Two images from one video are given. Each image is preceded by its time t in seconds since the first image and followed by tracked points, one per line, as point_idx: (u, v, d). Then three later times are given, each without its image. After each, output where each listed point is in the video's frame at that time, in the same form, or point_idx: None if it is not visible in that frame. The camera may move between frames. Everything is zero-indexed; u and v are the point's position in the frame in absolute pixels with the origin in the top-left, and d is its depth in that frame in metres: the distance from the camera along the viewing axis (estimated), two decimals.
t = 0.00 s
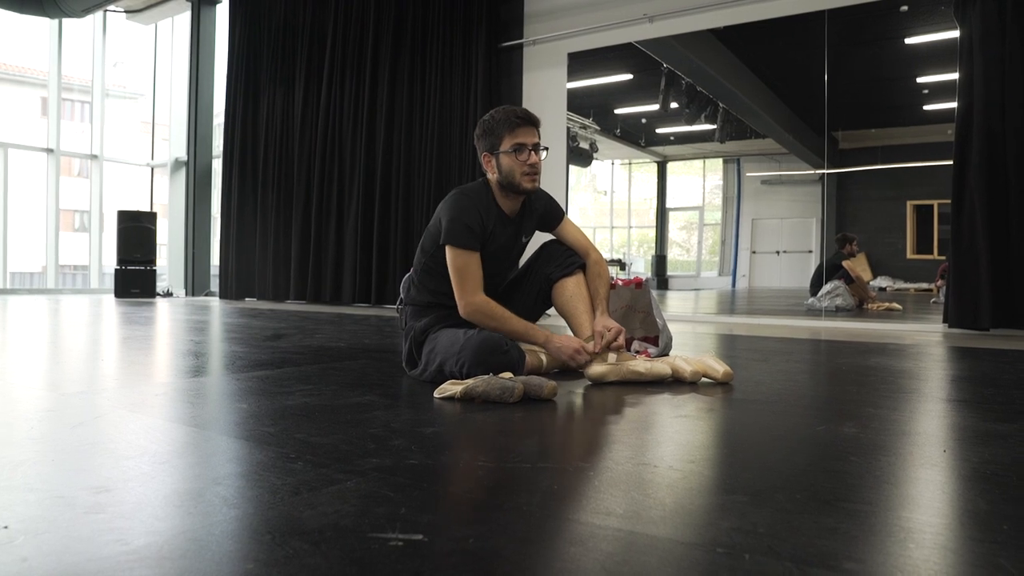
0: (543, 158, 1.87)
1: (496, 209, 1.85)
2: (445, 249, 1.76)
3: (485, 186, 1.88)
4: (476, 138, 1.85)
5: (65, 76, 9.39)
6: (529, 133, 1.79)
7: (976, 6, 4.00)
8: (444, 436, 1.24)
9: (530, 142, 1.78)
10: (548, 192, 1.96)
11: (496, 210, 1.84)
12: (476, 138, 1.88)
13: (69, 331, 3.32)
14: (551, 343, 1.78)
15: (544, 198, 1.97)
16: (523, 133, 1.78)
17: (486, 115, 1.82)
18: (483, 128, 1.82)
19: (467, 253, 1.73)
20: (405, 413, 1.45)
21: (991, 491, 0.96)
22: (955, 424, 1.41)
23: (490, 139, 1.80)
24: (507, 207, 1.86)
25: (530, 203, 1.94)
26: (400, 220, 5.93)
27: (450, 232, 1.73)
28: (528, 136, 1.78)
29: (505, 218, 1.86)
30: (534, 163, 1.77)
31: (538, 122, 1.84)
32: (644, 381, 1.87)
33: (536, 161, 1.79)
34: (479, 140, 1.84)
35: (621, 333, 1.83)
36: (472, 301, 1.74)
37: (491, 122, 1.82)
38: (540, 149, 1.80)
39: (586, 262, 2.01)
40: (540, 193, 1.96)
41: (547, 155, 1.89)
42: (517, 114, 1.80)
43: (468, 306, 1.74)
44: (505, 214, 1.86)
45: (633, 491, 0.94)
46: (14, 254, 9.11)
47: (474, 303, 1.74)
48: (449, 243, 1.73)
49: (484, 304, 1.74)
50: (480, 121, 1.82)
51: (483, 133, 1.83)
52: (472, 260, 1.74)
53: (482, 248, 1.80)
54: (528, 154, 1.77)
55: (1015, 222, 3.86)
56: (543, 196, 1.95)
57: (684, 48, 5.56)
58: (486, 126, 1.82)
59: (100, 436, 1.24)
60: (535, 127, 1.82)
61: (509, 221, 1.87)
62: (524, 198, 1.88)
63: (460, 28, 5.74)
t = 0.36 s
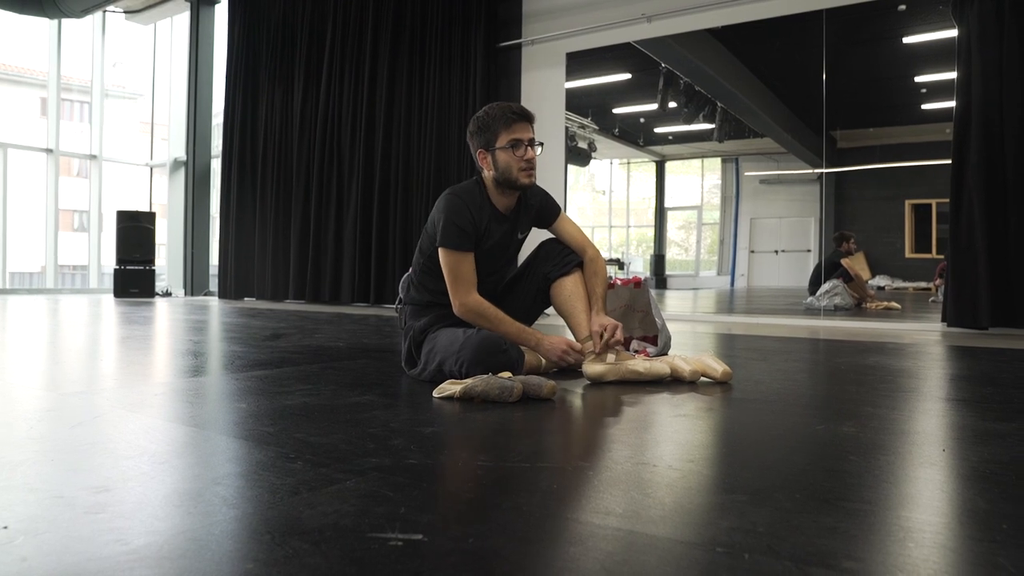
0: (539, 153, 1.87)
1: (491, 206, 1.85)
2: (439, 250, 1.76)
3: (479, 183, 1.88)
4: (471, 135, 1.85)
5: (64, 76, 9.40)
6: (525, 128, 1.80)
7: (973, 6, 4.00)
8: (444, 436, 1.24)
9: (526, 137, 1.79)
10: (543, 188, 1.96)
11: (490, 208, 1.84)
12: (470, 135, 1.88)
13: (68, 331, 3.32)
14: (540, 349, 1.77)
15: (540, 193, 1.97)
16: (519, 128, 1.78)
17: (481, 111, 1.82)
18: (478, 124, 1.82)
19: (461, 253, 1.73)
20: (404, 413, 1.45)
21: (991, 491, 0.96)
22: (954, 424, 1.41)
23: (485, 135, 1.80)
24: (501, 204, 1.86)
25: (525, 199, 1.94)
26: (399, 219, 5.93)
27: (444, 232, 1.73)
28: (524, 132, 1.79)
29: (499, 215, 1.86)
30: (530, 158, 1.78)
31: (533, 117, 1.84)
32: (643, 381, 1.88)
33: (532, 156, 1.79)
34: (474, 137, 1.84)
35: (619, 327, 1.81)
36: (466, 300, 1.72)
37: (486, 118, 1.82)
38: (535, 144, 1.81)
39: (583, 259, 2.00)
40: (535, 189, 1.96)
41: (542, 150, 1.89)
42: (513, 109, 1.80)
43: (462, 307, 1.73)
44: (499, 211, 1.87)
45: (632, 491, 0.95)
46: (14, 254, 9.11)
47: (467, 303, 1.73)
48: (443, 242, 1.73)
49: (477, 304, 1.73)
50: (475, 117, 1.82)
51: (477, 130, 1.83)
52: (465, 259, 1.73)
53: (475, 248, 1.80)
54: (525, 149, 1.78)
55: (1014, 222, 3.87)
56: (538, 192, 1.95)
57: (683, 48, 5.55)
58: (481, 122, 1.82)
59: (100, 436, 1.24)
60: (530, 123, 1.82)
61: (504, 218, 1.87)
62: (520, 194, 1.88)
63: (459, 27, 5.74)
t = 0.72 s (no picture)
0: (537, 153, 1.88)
1: (486, 206, 1.85)
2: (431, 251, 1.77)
3: (475, 183, 1.88)
4: (467, 134, 1.85)
5: (63, 76, 9.37)
6: (522, 127, 1.80)
7: (974, 5, 4.00)
8: (443, 436, 1.24)
9: (524, 136, 1.80)
10: (540, 188, 1.97)
11: (484, 209, 1.84)
12: (467, 134, 1.88)
13: (67, 331, 3.32)
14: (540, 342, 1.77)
15: (537, 193, 1.98)
16: (517, 127, 1.79)
17: (479, 110, 1.82)
18: (475, 123, 1.82)
19: (453, 254, 1.74)
20: (404, 412, 1.45)
21: (992, 490, 0.96)
22: (954, 423, 1.41)
23: (482, 135, 1.81)
24: (496, 205, 1.86)
25: (521, 199, 1.94)
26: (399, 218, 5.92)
27: (436, 234, 1.73)
28: (522, 131, 1.80)
29: (494, 216, 1.87)
30: (528, 157, 1.78)
31: (531, 117, 1.85)
32: (642, 381, 1.87)
33: (529, 156, 1.80)
34: (471, 136, 1.84)
35: (610, 324, 1.79)
36: (458, 301, 1.74)
37: (484, 117, 1.82)
38: (533, 144, 1.82)
39: (582, 257, 1.99)
40: (532, 188, 1.97)
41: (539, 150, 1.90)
42: (512, 109, 1.80)
43: (455, 307, 1.74)
44: (494, 211, 1.87)
45: (632, 490, 0.95)
46: (13, 254, 9.10)
47: (460, 302, 1.74)
48: (435, 243, 1.73)
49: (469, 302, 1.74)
50: (472, 116, 1.82)
51: (474, 128, 1.83)
52: (457, 260, 1.74)
53: (468, 249, 1.81)
54: (523, 148, 1.79)
55: (1013, 221, 3.87)
56: (534, 192, 1.95)
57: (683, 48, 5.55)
58: (478, 121, 1.82)
59: (100, 435, 1.24)
60: (528, 123, 1.82)
61: (499, 219, 1.87)
62: (516, 194, 1.88)
63: (457, 26, 5.74)
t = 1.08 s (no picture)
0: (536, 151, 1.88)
1: (486, 207, 1.85)
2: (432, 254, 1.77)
3: (474, 184, 1.88)
4: (466, 134, 1.85)
5: (63, 77, 9.37)
6: (522, 126, 1.81)
7: (973, 5, 3.99)
8: (443, 435, 1.25)
9: (524, 134, 1.80)
10: (540, 187, 1.97)
11: (485, 209, 1.84)
12: (466, 134, 1.88)
13: (67, 331, 3.33)
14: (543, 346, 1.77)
15: (537, 193, 1.98)
16: (517, 125, 1.80)
17: (478, 109, 1.83)
18: (474, 123, 1.83)
19: (455, 256, 1.73)
20: (404, 412, 1.46)
21: (993, 488, 0.96)
22: (954, 421, 1.41)
23: (482, 134, 1.81)
24: (496, 205, 1.86)
25: (521, 199, 1.94)
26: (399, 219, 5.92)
27: (437, 236, 1.73)
28: (522, 129, 1.80)
29: (494, 216, 1.87)
30: (529, 155, 1.78)
31: (530, 116, 1.85)
32: (643, 380, 1.87)
33: (530, 154, 1.80)
34: (470, 135, 1.84)
35: (614, 324, 1.79)
36: (462, 303, 1.74)
37: (484, 116, 1.83)
38: (533, 142, 1.82)
39: (582, 257, 1.99)
40: (531, 188, 1.97)
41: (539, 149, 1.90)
42: (510, 107, 1.81)
43: (459, 308, 1.74)
44: (495, 211, 1.87)
45: (633, 489, 0.95)
46: (14, 255, 9.10)
47: (465, 304, 1.74)
48: (436, 246, 1.73)
49: (475, 304, 1.74)
50: (472, 115, 1.82)
51: (474, 128, 1.83)
52: (459, 262, 1.74)
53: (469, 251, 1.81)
54: (524, 146, 1.79)
55: (1013, 220, 3.87)
56: (534, 191, 1.95)
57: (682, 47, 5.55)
58: (478, 120, 1.83)
59: (101, 435, 1.24)
60: (528, 121, 1.83)
61: (499, 220, 1.87)
62: (516, 194, 1.88)
63: (457, 26, 5.74)
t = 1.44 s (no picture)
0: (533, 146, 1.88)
1: (486, 204, 1.85)
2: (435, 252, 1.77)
3: (474, 181, 1.88)
4: (464, 130, 1.85)
5: (63, 76, 9.37)
6: (519, 121, 1.81)
7: (975, 4, 3.99)
8: (445, 434, 1.25)
9: (521, 129, 1.80)
10: (539, 183, 1.97)
11: (485, 206, 1.85)
12: (464, 131, 1.88)
13: (68, 330, 3.33)
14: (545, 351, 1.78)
15: (536, 189, 1.98)
16: (514, 121, 1.79)
17: (475, 105, 1.82)
18: (472, 119, 1.82)
19: (457, 254, 1.73)
20: (405, 411, 1.46)
21: (994, 487, 0.96)
22: (956, 421, 1.41)
23: (479, 130, 1.81)
24: (496, 201, 1.86)
25: (521, 194, 1.94)
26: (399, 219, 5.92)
27: (439, 235, 1.73)
28: (518, 124, 1.80)
29: (495, 213, 1.87)
30: (526, 150, 1.78)
31: (527, 111, 1.85)
32: (644, 379, 1.87)
33: (527, 149, 1.80)
34: (467, 132, 1.84)
35: (615, 324, 1.78)
36: (467, 300, 1.72)
37: (481, 112, 1.82)
38: (530, 137, 1.82)
39: (583, 254, 1.99)
40: (530, 184, 1.97)
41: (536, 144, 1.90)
42: (506, 103, 1.81)
43: (463, 307, 1.73)
44: (495, 208, 1.87)
45: (634, 488, 0.94)
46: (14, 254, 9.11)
47: (469, 304, 1.73)
48: (439, 244, 1.73)
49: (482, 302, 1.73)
50: (469, 111, 1.82)
51: (471, 124, 1.83)
52: (462, 260, 1.74)
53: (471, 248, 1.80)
54: (521, 141, 1.79)
55: (1014, 219, 3.86)
56: (533, 186, 1.95)
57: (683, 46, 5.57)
58: (475, 117, 1.82)
59: (102, 434, 1.24)
60: (524, 116, 1.83)
61: (500, 216, 1.87)
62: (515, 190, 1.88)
63: (458, 25, 5.74)
